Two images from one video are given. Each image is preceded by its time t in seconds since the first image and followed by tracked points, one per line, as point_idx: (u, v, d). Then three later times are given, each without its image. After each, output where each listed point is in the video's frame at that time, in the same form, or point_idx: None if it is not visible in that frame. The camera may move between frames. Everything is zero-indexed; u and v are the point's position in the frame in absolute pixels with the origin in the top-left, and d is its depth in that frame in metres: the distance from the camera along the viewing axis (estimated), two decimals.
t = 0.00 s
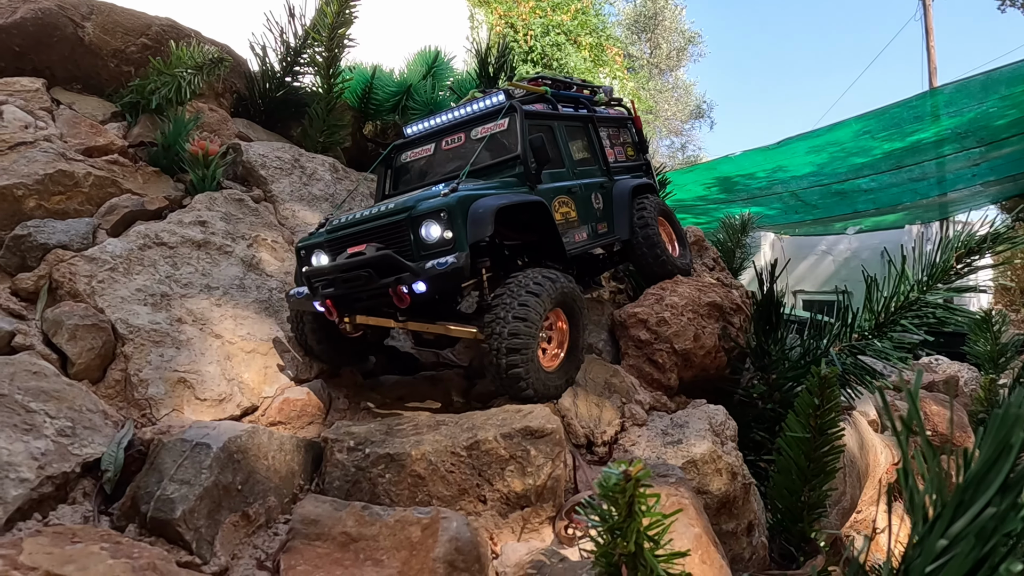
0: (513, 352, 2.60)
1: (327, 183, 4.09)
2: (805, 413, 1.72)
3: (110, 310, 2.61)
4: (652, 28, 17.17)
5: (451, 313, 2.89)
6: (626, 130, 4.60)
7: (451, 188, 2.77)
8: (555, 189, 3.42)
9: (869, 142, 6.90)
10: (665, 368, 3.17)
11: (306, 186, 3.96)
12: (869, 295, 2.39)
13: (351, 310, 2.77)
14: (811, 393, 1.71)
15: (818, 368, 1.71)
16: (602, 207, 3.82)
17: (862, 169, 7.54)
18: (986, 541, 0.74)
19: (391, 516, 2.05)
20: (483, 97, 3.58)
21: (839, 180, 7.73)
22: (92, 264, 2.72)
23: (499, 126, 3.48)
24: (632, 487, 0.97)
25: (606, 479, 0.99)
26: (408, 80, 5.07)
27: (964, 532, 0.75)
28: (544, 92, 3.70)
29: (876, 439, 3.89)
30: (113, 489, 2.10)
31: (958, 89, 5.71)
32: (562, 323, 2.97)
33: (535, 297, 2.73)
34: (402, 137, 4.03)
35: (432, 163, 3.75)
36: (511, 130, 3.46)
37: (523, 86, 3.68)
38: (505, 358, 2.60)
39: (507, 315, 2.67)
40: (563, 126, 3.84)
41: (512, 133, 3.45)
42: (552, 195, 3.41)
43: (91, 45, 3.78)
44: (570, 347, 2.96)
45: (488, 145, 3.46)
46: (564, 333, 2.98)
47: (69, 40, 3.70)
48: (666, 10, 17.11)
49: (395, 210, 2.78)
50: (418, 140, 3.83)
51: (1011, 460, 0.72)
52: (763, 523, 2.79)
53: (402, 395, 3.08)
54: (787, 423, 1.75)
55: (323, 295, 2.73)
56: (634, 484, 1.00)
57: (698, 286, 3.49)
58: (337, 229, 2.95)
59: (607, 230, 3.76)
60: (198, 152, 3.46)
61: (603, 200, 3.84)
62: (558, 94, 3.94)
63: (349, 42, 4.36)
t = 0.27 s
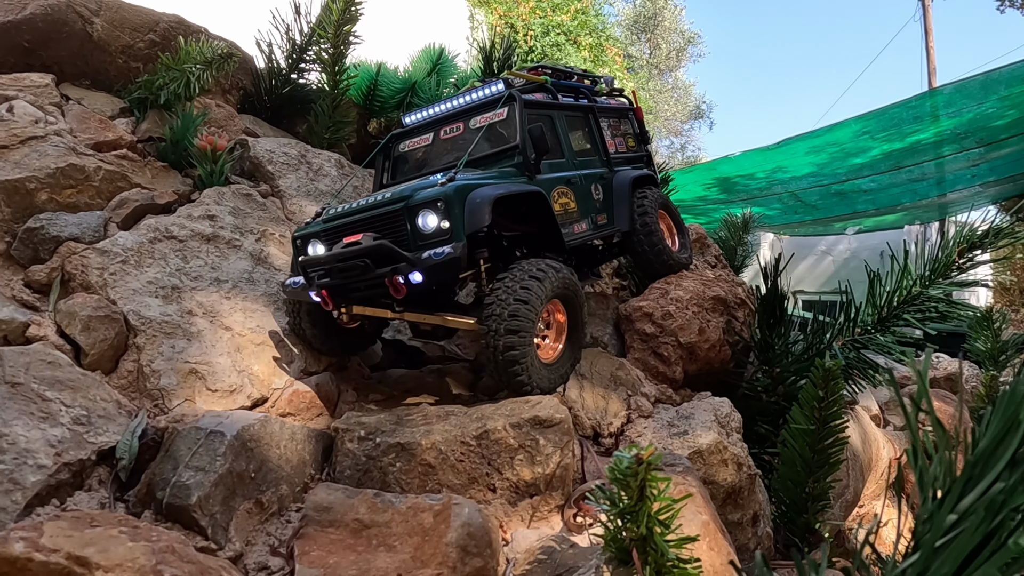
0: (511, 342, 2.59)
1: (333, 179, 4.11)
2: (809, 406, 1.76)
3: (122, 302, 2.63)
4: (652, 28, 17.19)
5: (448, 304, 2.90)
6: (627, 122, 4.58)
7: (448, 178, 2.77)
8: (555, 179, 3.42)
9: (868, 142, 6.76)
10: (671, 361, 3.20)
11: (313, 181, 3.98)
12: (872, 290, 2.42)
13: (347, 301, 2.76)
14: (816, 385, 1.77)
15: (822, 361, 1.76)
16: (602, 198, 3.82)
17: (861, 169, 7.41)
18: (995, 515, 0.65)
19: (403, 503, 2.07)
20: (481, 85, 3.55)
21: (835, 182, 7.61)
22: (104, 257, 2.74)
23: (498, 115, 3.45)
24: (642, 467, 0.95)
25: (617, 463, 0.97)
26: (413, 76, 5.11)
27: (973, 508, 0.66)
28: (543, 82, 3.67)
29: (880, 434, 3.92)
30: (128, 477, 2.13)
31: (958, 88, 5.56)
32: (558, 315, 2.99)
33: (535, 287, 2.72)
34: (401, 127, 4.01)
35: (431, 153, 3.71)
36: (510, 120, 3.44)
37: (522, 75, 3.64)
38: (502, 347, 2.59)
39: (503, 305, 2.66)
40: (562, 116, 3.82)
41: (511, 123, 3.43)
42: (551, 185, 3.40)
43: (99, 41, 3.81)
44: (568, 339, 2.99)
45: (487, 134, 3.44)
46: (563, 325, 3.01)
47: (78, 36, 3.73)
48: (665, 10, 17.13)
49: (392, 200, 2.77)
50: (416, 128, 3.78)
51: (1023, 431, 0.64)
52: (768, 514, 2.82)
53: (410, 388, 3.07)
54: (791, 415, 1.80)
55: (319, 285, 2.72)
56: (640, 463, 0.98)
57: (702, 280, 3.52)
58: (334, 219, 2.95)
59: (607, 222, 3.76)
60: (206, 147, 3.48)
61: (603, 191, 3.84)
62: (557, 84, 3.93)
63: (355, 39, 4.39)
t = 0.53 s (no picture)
0: (508, 331, 2.59)
1: (341, 176, 4.14)
2: (815, 399, 1.78)
3: (136, 296, 2.66)
4: (652, 29, 17.20)
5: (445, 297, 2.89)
6: (631, 113, 4.51)
7: (446, 170, 2.75)
8: (556, 171, 3.40)
9: (866, 144, 6.48)
10: (677, 356, 3.23)
11: (321, 178, 4.01)
12: (876, 286, 2.44)
13: (342, 294, 2.74)
14: (821, 378, 1.79)
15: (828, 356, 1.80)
16: (604, 190, 3.77)
17: (861, 171, 7.05)
18: (1006, 492, 0.61)
19: (416, 492, 2.10)
20: (483, 76, 3.50)
21: (835, 183, 7.37)
22: (117, 251, 2.77)
23: (499, 106, 3.42)
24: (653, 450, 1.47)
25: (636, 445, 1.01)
26: (419, 75, 5.18)
27: (982, 487, 0.62)
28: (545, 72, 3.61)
29: (884, 430, 3.95)
30: (144, 467, 2.15)
31: (957, 89, 5.32)
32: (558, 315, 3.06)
33: (533, 277, 2.71)
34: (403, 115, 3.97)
35: (430, 142, 3.70)
36: (511, 112, 3.40)
37: (524, 64, 3.56)
38: (499, 336, 2.59)
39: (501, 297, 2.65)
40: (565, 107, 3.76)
41: (512, 114, 3.39)
42: (552, 178, 3.36)
43: (109, 39, 3.84)
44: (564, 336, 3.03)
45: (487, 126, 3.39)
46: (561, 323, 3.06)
47: (88, 33, 3.76)
48: (665, 11, 16.96)
49: (388, 192, 2.75)
50: (417, 118, 3.77)
51: None
52: (774, 507, 2.85)
53: (418, 381, 3.03)
54: (798, 408, 1.82)
55: (315, 277, 2.71)
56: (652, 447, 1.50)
57: (708, 276, 3.56)
58: (329, 210, 2.93)
59: (607, 214, 3.71)
60: (217, 144, 3.51)
61: (605, 183, 3.80)
62: (560, 74, 3.86)
63: (362, 37, 4.42)
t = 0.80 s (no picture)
0: (504, 332, 2.47)
1: (350, 173, 4.17)
2: (823, 394, 1.81)
3: (151, 289, 2.69)
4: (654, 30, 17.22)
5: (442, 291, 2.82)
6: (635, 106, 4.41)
7: (444, 164, 2.65)
8: (556, 166, 3.32)
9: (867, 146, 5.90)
10: (685, 350, 3.26)
11: (330, 175, 4.04)
12: (881, 282, 2.47)
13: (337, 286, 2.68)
14: (827, 373, 1.81)
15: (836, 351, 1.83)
16: (605, 187, 3.70)
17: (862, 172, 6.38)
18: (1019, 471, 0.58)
19: (431, 481, 2.13)
20: (485, 66, 3.41)
21: (837, 183, 6.60)
22: (132, 245, 2.81)
23: (500, 98, 3.33)
24: (668, 434, 1.50)
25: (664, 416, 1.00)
26: (427, 75, 5.24)
27: (995, 466, 0.59)
28: (550, 64, 3.51)
29: (889, 427, 3.97)
30: (163, 456, 2.18)
31: (958, 89, 4.84)
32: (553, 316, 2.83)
33: (531, 276, 2.56)
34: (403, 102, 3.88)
35: (431, 133, 3.63)
36: (513, 105, 3.31)
37: (528, 55, 3.48)
38: (494, 335, 2.47)
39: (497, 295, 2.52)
40: (568, 99, 3.67)
41: (514, 107, 3.31)
42: (552, 173, 3.29)
43: (121, 37, 3.87)
44: (561, 336, 2.81)
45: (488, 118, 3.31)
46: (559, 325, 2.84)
47: (101, 31, 3.79)
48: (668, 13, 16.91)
49: (385, 184, 2.67)
50: (417, 107, 3.69)
51: None
52: (781, 499, 2.88)
53: (429, 373, 3.04)
54: (806, 402, 1.84)
55: (307, 270, 2.64)
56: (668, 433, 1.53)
57: (715, 272, 3.60)
58: (324, 200, 2.84)
59: (607, 211, 3.64)
60: (228, 141, 3.54)
61: (606, 178, 3.72)
62: (565, 64, 3.75)
63: (370, 36, 4.44)
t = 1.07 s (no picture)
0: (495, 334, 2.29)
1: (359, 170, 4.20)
2: (830, 386, 1.83)
3: (167, 283, 2.72)
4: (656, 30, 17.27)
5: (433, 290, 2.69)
6: (640, 103, 4.26)
7: (440, 158, 2.52)
8: (555, 162, 3.18)
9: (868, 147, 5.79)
10: (692, 345, 3.29)
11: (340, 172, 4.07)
12: (887, 278, 2.49)
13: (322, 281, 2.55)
14: (834, 366, 1.82)
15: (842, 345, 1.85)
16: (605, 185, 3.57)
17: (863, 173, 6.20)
18: None
19: (446, 471, 2.16)
20: (488, 56, 3.23)
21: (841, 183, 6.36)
22: (147, 239, 2.84)
23: (501, 91, 3.16)
24: (683, 422, 1.52)
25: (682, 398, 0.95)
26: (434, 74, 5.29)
27: (1011, 446, 0.64)
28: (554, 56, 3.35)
29: (895, 423, 3.99)
30: (181, 446, 2.22)
31: (962, 89, 4.78)
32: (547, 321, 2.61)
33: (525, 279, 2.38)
34: (398, 89, 3.69)
35: (426, 123, 3.45)
36: (514, 98, 3.15)
37: (533, 48, 3.33)
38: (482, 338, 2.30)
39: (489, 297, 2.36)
40: (572, 93, 3.51)
41: (515, 101, 3.15)
42: (551, 170, 3.15)
43: (133, 35, 3.91)
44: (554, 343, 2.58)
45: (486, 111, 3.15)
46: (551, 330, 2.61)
47: (113, 30, 3.83)
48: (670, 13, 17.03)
49: (377, 177, 2.53)
50: (415, 94, 3.50)
51: None
52: (789, 492, 2.91)
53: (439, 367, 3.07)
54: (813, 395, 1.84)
55: (293, 262, 2.51)
56: (682, 421, 1.55)
57: (722, 268, 3.64)
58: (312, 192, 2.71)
59: (606, 212, 3.51)
60: (239, 137, 3.57)
61: (606, 178, 3.60)
62: (570, 57, 3.59)
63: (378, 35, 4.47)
